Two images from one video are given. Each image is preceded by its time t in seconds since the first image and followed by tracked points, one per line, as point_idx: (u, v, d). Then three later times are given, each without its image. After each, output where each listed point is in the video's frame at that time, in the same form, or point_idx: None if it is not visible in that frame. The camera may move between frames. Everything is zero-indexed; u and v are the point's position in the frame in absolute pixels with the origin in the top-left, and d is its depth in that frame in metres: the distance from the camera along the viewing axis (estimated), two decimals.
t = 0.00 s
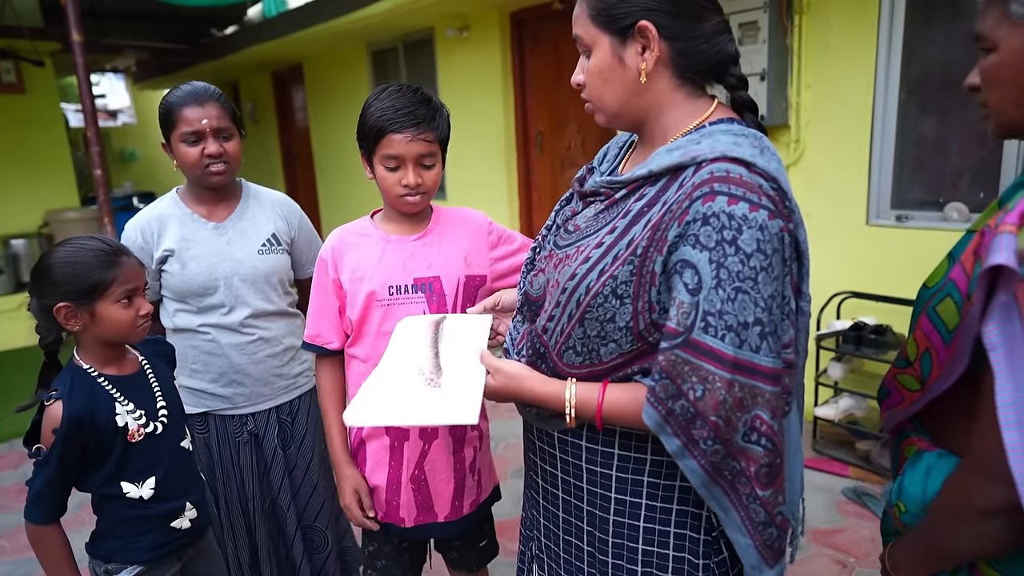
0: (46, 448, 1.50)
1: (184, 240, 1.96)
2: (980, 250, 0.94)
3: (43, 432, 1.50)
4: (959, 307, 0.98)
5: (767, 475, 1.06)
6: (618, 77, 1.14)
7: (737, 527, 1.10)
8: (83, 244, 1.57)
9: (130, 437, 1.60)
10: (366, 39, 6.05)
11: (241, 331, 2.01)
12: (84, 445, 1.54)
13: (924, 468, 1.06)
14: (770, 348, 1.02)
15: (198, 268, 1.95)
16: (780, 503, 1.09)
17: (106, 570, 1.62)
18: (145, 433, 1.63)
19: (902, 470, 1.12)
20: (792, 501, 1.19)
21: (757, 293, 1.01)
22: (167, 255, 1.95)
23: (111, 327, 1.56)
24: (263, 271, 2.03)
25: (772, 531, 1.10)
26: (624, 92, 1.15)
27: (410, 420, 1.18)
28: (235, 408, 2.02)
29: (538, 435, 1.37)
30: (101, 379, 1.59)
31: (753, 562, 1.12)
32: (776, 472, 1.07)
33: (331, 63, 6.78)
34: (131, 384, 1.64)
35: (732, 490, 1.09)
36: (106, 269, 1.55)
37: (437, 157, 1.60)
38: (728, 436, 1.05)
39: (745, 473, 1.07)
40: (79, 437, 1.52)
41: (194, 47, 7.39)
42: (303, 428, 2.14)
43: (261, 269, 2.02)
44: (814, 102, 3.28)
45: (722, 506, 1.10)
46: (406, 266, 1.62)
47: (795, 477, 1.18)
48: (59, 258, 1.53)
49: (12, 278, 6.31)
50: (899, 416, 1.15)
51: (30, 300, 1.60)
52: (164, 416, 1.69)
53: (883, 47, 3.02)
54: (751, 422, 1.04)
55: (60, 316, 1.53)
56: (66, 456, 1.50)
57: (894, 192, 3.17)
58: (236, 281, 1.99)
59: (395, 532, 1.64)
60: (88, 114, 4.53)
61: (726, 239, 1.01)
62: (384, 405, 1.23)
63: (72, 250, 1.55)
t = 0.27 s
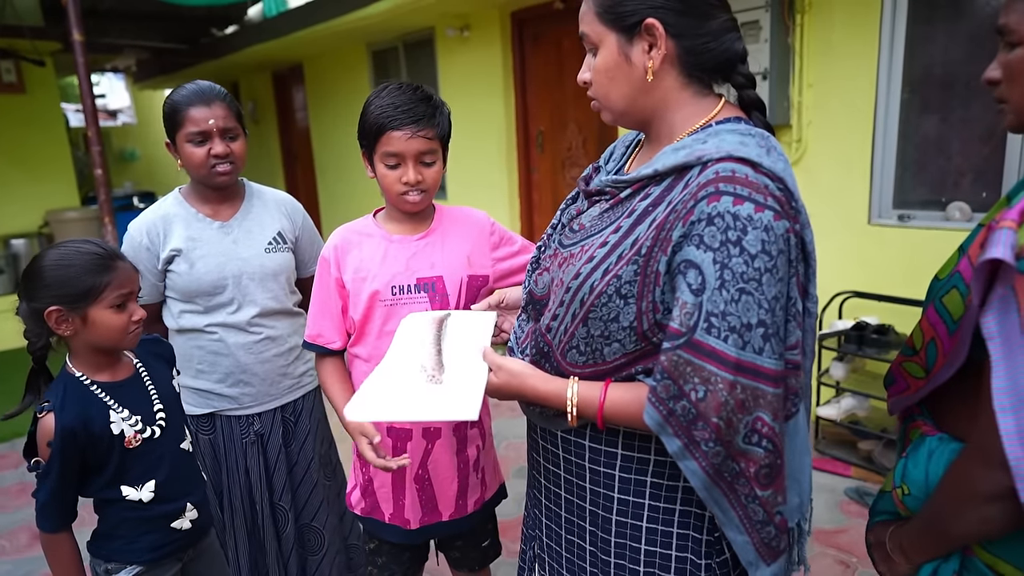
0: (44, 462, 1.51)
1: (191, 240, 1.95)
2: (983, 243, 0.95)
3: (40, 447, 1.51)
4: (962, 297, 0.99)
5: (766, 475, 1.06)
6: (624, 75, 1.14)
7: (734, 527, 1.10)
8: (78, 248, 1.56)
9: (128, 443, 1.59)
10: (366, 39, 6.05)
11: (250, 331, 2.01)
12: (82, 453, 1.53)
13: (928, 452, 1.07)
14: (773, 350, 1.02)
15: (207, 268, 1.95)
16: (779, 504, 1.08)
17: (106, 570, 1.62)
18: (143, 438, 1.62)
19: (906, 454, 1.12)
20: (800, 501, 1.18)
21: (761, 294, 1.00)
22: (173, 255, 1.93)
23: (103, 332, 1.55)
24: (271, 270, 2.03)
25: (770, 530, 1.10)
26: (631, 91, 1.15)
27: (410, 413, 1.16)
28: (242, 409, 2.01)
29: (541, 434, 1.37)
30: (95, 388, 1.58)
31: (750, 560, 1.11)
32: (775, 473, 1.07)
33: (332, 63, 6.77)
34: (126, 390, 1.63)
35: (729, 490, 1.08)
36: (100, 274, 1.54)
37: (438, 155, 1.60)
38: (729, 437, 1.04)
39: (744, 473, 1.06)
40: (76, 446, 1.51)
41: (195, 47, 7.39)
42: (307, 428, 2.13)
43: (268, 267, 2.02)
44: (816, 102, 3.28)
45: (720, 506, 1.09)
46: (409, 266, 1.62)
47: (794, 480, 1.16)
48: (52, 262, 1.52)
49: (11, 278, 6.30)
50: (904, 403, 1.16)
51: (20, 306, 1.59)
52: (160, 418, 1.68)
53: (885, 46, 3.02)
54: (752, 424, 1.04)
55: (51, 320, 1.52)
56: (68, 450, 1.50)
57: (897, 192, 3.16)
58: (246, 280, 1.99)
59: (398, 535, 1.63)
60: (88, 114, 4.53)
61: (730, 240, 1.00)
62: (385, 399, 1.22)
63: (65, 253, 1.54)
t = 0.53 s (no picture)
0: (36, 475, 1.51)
1: (189, 238, 1.94)
2: (971, 242, 0.95)
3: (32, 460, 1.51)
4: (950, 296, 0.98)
5: (776, 477, 1.06)
6: (625, 72, 1.13)
7: (746, 533, 1.09)
8: (72, 251, 1.55)
9: (119, 452, 1.58)
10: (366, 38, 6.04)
11: (249, 330, 2.00)
12: (75, 464, 1.53)
13: (911, 443, 1.07)
14: (779, 349, 1.01)
15: (206, 266, 1.94)
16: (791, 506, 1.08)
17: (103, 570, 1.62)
18: (134, 445, 1.61)
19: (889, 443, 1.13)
20: (812, 502, 1.18)
21: (766, 292, 1.00)
22: (171, 254, 1.92)
23: (93, 339, 1.53)
24: (270, 268, 2.02)
25: (782, 535, 1.09)
26: (632, 88, 1.14)
27: (411, 413, 1.15)
28: (243, 409, 2.01)
29: (543, 435, 1.36)
30: (83, 398, 1.56)
31: (764, 567, 1.11)
32: (786, 474, 1.06)
33: (331, 63, 6.76)
34: (114, 398, 1.61)
35: (739, 493, 1.07)
36: (94, 279, 1.53)
37: (433, 151, 1.59)
38: (736, 437, 1.04)
39: (754, 476, 1.06)
40: (66, 458, 1.51)
41: (194, 47, 7.37)
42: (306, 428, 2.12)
43: (267, 266, 2.01)
44: (817, 101, 3.27)
45: (731, 510, 1.08)
46: (412, 264, 1.61)
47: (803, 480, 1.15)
48: (43, 264, 1.51)
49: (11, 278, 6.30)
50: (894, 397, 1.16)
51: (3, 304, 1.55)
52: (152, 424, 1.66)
53: (886, 45, 3.01)
54: (760, 424, 1.03)
55: (38, 323, 1.49)
56: (59, 461, 1.49)
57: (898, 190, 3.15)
58: (242, 278, 1.98)
59: (404, 534, 1.62)
60: (87, 114, 4.52)
61: (736, 238, 1.00)
62: (385, 399, 1.20)
63: (57, 256, 1.53)
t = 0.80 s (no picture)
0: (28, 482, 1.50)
1: (181, 238, 1.93)
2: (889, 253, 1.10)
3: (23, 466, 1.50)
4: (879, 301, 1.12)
5: (779, 476, 1.05)
6: (625, 70, 1.12)
7: (750, 536, 1.08)
8: (69, 254, 1.54)
9: (112, 457, 1.58)
10: (365, 37, 6.03)
11: (245, 328, 1.99)
12: (69, 469, 1.52)
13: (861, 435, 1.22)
14: (780, 347, 1.01)
15: (197, 266, 1.93)
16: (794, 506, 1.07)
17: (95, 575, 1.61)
18: (128, 450, 1.61)
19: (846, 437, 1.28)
20: (815, 500, 1.19)
21: (767, 290, 0.99)
22: (163, 253, 1.92)
23: (86, 343, 1.52)
24: (264, 267, 2.01)
25: (786, 535, 1.08)
26: (630, 86, 1.13)
27: (402, 414, 1.13)
28: (241, 408, 2.00)
29: (541, 436, 1.36)
30: (73, 402, 1.56)
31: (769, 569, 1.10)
32: (788, 473, 1.05)
33: (331, 62, 6.75)
34: (106, 403, 1.61)
35: (741, 495, 1.06)
36: (90, 283, 1.53)
37: (436, 150, 1.58)
38: (738, 437, 1.03)
39: (756, 476, 1.05)
40: (59, 463, 1.50)
41: (193, 46, 7.36)
42: (306, 427, 2.12)
43: (261, 265, 2.00)
44: (817, 100, 3.27)
45: (733, 512, 1.07)
46: (413, 263, 1.61)
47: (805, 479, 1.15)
48: (39, 266, 1.50)
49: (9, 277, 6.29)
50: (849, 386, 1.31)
51: None
52: (145, 429, 1.66)
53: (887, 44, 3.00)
54: (761, 422, 1.02)
55: (31, 327, 1.49)
56: (51, 462, 1.48)
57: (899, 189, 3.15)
58: (236, 277, 1.97)
59: (404, 539, 1.61)
60: (85, 113, 4.52)
61: (736, 235, 0.99)
62: (374, 401, 1.18)
63: (51, 259, 1.52)
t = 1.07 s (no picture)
0: (20, 480, 1.49)
1: (198, 241, 1.91)
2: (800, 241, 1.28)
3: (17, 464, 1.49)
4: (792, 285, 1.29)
5: (777, 474, 1.04)
6: (624, 66, 1.11)
7: (744, 530, 1.07)
8: (58, 254, 1.52)
9: (107, 457, 1.57)
10: (365, 37, 6.02)
11: (264, 329, 1.99)
12: (62, 468, 1.52)
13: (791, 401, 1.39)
14: (780, 346, 1.00)
15: (217, 268, 1.92)
16: (791, 503, 1.06)
17: None
18: (123, 450, 1.60)
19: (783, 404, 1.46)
20: (813, 499, 1.16)
21: (769, 288, 0.98)
22: (181, 257, 1.90)
23: (80, 343, 1.51)
24: (282, 268, 2.00)
25: (781, 531, 1.07)
26: (630, 83, 1.12)
27: (390, 413, 1.12)
28: (257, 409, 1.99)
29: (540, 435, 1.35)
30: (71, 400, 1.55)
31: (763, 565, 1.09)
32: (786, 471, 1.04)
33: (330, 62, 6.75)
34: (106, 402, 1.60)
35: (740, 491, 1.05)
36: (81, 283, 1.51)
37: (435, 148, 1.57)
38: (738, 436, 1.02)
39: (753, 474, 1.04)
40: (54, 462, 1.49)
41: (193, 46, 7.35)
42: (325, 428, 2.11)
43: (279, 266, 1.99)
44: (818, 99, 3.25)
45: (731, 509, 1.07)
46: (410, 263, 1.59)
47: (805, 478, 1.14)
48: (29, 270, 1.48)
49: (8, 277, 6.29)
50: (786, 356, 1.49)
51: None
52: (140, 430, 1.65)
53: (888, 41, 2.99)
54: (761, 421, 1.02)
55: (23, 329, 1.48)
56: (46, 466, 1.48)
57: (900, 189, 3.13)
58: (257, 279, 1.96)
59: (397, 543, 1.60)
60: (84, 113, 4.51)
61: (737, 233, 0.98)
62: (360, 398, 1.17)
63: (42, 259, 1.51)
